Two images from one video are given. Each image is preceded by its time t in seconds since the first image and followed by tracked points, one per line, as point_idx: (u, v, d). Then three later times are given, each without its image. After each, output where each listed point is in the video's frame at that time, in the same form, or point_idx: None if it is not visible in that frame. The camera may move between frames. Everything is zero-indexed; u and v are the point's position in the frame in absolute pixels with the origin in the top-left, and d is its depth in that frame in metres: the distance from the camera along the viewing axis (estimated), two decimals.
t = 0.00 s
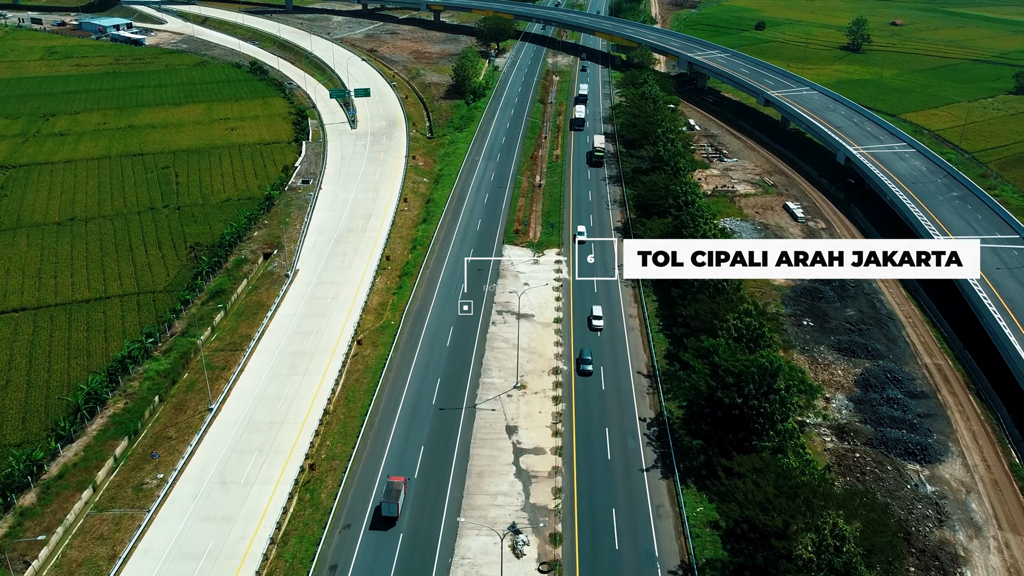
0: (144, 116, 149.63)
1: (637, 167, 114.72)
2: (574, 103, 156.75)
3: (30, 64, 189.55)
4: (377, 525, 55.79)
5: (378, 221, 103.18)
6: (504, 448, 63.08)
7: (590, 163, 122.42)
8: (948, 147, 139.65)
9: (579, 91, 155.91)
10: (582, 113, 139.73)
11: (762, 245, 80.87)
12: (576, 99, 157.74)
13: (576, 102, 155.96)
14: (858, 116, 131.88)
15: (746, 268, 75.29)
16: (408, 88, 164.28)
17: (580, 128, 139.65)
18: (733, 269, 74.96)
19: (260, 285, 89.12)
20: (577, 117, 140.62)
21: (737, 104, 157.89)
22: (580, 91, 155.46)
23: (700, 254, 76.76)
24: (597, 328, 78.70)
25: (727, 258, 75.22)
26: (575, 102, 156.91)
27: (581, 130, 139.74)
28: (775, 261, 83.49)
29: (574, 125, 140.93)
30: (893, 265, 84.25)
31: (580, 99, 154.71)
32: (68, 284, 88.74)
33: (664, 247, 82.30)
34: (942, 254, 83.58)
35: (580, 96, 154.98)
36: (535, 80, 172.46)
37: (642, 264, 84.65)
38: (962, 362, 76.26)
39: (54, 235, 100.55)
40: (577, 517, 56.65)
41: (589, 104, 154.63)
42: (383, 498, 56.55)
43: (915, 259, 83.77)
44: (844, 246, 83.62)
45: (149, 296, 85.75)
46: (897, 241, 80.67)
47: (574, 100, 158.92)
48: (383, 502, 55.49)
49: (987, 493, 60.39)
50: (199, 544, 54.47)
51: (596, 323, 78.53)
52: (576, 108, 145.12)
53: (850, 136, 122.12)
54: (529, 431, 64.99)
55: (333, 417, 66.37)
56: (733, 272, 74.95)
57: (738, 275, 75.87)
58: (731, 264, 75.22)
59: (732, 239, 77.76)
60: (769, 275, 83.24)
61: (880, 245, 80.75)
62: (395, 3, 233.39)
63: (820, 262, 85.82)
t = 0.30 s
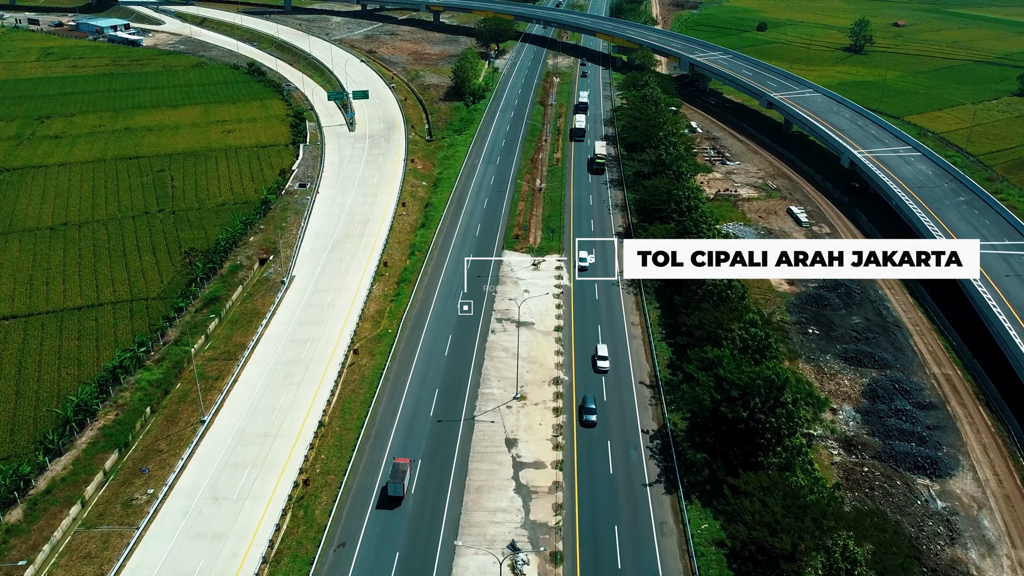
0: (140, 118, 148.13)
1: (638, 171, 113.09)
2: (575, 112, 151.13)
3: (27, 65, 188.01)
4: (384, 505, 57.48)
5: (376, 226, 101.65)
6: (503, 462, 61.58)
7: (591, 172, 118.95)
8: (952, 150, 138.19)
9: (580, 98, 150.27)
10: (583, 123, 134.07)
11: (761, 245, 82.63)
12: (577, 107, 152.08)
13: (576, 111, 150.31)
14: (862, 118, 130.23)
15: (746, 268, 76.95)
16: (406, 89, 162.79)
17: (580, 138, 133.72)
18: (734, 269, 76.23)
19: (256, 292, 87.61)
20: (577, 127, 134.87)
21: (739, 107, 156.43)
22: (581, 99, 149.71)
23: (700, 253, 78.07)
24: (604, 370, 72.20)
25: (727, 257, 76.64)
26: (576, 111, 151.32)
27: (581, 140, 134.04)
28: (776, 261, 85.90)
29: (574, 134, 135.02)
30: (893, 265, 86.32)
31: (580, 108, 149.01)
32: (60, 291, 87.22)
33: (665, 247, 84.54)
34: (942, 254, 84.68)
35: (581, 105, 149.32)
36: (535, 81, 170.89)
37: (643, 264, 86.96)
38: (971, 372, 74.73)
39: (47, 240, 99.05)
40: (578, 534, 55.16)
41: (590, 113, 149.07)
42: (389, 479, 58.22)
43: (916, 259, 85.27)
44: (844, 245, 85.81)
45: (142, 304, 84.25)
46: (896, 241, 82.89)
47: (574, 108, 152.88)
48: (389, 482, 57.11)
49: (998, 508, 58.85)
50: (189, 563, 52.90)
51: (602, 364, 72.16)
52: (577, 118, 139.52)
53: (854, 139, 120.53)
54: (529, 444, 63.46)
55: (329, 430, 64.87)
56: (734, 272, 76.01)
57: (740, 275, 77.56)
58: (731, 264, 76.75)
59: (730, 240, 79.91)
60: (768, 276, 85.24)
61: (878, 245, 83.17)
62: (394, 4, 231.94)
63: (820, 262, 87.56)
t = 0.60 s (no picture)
0: (136, 120, 146.53)
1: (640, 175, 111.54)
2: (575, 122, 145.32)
3: (23, 66, 186.48)
4: (390, 485, 59.16)
5: (373, 231, 100.14)
6: (502, 477, 60.04)
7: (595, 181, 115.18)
8: (957, 153, 136.71)
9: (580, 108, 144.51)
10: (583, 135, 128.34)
11: (750, 246, 87.22)
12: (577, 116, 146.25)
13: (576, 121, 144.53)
14: (867, 121, 128.56)
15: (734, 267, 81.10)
16: (405, 92, 161.35)
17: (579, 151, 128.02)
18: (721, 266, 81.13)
19: (250, 299, 86.12)
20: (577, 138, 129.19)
21: (741, 109, 155.00)
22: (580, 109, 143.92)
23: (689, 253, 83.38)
24: (610, 422, 65.55)
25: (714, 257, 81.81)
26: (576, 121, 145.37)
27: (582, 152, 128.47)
28: (764, 262, 90.59)
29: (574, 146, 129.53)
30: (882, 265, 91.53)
31: (580, 118, 143.27)
32: (52, 298, 85.72)
33: (655, 248, 88.75)
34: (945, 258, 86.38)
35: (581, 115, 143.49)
36: (535, 84, 169.22)
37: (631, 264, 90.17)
38: (981, 383, 73.15)
39: (40, 246, 97.50)
40: (580, 552, 53.64)
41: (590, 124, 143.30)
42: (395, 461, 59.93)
43: (904, 259, 90.22)
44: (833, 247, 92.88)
45: (135, 311, 82.77)
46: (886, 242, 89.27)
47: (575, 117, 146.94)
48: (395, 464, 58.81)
49: (1011, 525, 57.30)
50: None
51: (609, 415, 65.48)
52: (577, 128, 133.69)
53: (858, 143, 118.92)
54: (529, 458, 61.90)
55: (323, 443, 63.32)
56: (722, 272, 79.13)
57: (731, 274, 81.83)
58: (720, 264, 81.43)
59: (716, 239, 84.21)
60: (761, 275, 89.80)
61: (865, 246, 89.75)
62: (393, 5, 230.47)
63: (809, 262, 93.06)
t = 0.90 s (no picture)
0: (131, 123, 144.95)
1: (642, 179, 109.94)
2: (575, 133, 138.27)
3: (19, 68, 184.98)
4: (396, 466, 60.99)
5: (371, 236, 98.69)
6: (502, 493, 58.51)
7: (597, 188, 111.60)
8: (962, 156, 135.19)
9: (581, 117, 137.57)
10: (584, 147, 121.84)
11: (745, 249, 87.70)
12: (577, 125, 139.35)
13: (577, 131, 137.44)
14: (871, 124, 126.85)
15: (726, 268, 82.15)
16: (404, 94, 159.89)
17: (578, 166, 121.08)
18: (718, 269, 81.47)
19: (245, 306, 84.61)
20: (578, 150, 122.64)
21: (743, 111, 153.56)
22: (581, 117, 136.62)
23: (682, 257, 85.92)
24: (619, 484, 58.92)
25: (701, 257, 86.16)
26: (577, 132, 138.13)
27: (583, 165, 121.82)
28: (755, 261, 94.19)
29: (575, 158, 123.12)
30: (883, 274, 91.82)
31: (581, 128, 136.28)
32: (43, 305, 84.19)
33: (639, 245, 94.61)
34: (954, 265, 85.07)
35: (582, 124, 136.22)
36: (535, 85, 167.64)
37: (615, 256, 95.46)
38: (991, 394, 71.63)
39: (32, 251, 95.97)
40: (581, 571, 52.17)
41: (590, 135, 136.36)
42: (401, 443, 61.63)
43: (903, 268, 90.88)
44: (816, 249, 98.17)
45: (128, 319, 81.26)
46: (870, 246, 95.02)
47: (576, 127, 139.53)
48: (401, 445, 60.57)
49: None
50: None
51: (618, 477, 58.84)
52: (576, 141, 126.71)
53: (863, 146, 117.36)
54: (529, 473, 60.38)
55: (318, 457, 61.80)
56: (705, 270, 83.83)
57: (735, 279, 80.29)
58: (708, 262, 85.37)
59: (703, 241, 87.54)
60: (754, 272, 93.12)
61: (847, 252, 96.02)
62: (393, 6, 229.01)
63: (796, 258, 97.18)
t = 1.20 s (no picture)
0: (127, 125, 143.32)
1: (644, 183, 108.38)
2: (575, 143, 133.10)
3: (15, 69, 183.42)
4: (402, 449, 62.62)
5: (369, 242, 97.15)
6: (501, 509, 56.96)
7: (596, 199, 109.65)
8: (966, 160, 133.82)
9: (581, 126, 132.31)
10: (585, 160, 116.36)
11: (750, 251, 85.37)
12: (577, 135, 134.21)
13: (576, 142, 132.49)
14: (875, 127, 125.27)
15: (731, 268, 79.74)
16: (403, 95, 158.35)
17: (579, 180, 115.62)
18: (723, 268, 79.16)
19: (240, 313, 83.06)
20: (578, 163, 117.21)
21: (745, 113, 152.04)
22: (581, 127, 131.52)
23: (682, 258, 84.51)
24: (630, 564, 52.27)
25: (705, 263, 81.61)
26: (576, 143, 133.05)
27: (584, 178, 116.53)
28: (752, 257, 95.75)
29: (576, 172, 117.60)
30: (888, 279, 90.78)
31: (581, 139, 131.07)
32: (34, 312, 82.63)
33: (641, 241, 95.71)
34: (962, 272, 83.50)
35: (582, 134, 131.01)
36: (535, 87, 166.07)
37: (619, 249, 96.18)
38: (1002, 405, 70.07)
39: (24, 257, 94.44)
40: None
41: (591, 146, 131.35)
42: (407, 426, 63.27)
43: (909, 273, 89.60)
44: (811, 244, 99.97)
45: (121, 327, 79.71)
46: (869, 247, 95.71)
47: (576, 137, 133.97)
48: (407, 429, 62.19)
49: None
50: None
51: (628, 557, 52.17)
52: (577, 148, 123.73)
53: (867, 149, 115.77)
54: (529, 488, 58.82)
55: (313, 471, 60.30)
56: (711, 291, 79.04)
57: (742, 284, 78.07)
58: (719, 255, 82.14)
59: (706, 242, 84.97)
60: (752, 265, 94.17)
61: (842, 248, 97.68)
62: (392, 6, 227.46)
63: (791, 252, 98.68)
